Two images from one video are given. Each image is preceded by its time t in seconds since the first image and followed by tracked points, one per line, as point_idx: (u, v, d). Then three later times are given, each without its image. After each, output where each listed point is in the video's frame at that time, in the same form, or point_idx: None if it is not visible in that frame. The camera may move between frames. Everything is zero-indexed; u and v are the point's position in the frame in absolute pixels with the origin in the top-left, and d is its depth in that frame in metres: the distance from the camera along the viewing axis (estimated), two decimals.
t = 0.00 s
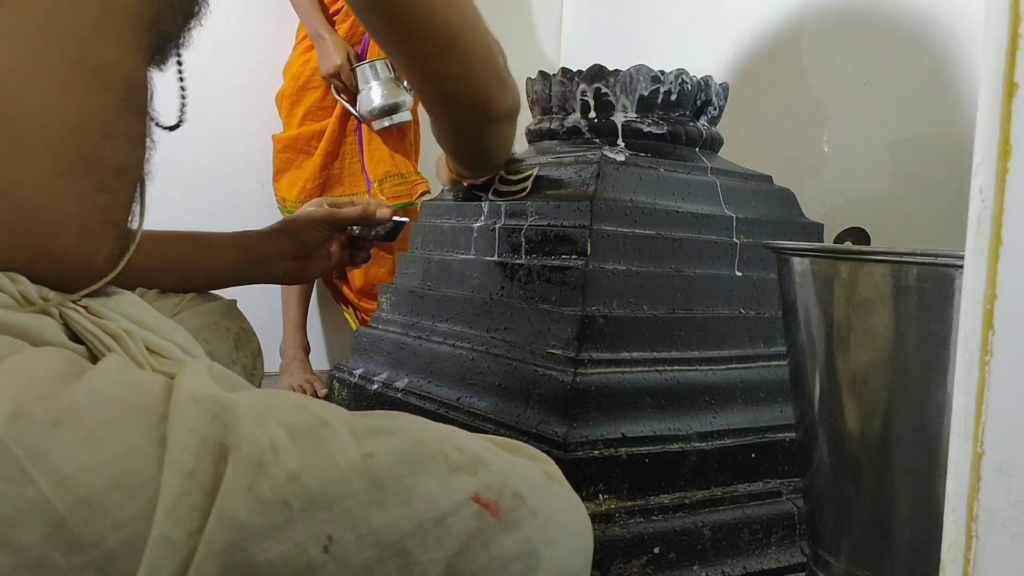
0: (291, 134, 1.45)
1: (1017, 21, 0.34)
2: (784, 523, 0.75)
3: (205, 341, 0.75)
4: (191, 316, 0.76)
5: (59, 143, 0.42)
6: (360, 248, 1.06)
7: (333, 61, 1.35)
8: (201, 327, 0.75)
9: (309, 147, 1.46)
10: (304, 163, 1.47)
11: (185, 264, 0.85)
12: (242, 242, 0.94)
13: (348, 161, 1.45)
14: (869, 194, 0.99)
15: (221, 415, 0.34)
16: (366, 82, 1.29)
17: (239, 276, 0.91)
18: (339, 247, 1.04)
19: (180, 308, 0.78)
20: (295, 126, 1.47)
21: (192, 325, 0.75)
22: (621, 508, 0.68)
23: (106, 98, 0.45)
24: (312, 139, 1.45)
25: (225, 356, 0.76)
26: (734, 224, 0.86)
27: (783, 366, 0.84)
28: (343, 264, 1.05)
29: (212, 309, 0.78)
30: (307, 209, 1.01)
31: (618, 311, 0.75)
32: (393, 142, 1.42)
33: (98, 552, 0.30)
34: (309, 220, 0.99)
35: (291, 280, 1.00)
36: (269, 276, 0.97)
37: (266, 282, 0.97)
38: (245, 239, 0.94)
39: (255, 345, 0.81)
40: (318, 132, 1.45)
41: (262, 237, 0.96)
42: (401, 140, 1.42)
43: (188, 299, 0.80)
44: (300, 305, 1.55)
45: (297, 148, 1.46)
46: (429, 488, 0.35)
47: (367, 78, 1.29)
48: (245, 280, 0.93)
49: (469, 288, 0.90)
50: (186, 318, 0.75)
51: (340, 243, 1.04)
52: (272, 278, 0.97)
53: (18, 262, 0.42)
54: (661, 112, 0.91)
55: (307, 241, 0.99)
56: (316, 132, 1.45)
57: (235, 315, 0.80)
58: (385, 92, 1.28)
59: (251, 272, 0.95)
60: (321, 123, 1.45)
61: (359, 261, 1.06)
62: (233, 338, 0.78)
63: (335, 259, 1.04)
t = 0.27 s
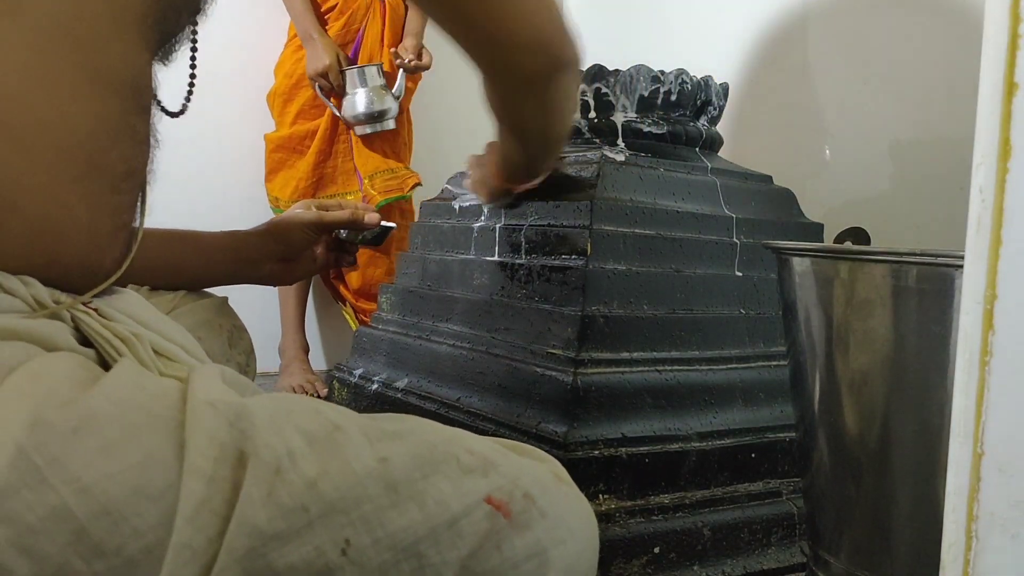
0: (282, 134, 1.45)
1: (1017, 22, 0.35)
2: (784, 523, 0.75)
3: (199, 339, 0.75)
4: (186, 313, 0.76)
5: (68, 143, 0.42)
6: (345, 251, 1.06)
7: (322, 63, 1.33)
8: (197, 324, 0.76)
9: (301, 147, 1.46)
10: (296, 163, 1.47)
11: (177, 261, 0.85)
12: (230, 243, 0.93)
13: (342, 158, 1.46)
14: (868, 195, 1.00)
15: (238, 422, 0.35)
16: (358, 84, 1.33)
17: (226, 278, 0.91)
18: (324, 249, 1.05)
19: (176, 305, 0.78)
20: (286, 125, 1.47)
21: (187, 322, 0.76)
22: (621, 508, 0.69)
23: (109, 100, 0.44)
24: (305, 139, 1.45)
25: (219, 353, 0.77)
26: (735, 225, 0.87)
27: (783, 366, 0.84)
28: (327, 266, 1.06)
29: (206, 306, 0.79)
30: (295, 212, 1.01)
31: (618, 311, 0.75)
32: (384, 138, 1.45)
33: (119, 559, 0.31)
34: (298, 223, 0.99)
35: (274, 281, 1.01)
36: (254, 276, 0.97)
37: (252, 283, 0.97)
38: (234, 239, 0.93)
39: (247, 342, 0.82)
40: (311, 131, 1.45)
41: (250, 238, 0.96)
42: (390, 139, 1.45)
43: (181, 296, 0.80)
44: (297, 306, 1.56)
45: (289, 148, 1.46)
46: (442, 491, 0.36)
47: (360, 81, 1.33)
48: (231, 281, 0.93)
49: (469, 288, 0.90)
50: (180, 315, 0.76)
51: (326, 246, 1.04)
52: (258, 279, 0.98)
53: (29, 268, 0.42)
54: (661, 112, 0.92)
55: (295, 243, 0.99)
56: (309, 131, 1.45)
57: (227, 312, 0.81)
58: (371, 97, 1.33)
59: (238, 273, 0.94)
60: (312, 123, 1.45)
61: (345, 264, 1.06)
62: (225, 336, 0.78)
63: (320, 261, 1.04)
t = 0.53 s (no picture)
0: (275, 133, 1.43)
1: (1017, 21, 0.34)
2: (784, 523, 0.75)
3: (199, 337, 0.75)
4: (186, 312, 0.76)
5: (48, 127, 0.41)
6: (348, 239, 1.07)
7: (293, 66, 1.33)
8: (195, 323, 0.75)
9: (293, 147, 1.44)
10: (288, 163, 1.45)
11: (175, 253, 0.85)
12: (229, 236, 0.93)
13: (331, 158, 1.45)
14: (869, 195, 0.99)
15: (219, 418, 0.34)
16: (328, 90, 1.32)
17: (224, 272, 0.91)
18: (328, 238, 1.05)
19: (175, 305, 0.77)
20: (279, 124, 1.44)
21: (188, 320, 0.75)
22: (621, 508, 0.68)
23: (90, 81, 0.43)
24: (298, 139, 1.44)
25: (219, 351, 0.77)
26: (734, 225, 0.86)
27: (783, 365, 0.84)
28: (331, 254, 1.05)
29: (206, 304, 0.79)
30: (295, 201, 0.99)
31: (618, 310, 0.75)
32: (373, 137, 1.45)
33: (97, 558, 0.31)
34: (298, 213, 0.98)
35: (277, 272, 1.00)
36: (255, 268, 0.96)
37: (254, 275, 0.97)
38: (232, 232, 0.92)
39: (248, 341, 0.82)
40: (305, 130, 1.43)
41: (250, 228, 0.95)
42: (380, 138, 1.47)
43: (180, 294, 0.79)
44: (297, 306, 1.55)
45: (281, 148, 1.44)
46: (428, 491, 0.35)
47: (330, 87, 1.32)
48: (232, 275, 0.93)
49: (469, 288, 0.90)
50: (181, 314, 0.75)
51: (329, 235, 1.04)
52: (260, 270, 0.98)
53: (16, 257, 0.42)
54: (661, 111, 0.92)
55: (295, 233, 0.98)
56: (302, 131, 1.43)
57: (228, 311, 0.81)
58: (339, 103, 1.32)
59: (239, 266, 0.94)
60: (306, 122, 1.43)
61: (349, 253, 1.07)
62: (226, 334, 0.78)
63: (324, 250, 1.04)
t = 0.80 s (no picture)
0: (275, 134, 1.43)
1: (1017, 22, 0.34)
2: (784, 523, 0.74)
3: (208, 338, 0.74)
4: (195, 313, 0.75)
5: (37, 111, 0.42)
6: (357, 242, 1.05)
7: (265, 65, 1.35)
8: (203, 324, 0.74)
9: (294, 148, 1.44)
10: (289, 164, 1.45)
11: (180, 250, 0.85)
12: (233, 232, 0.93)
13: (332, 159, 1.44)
14: (869, 196, 0.98)
15: (187, 411, 0.33)
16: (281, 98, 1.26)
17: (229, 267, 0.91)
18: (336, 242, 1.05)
19: (186, 306, 0.77)
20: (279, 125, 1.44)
21: (194, 323, 0.74)
22: (621, 508, 0.67)
23: (78, 67, 0.44)
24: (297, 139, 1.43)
25: (228, 353, 0.75)
26: (734, 226, 0.85)
27: (783, 365, 0.83)
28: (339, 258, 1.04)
29: (216, 306, 0.78)
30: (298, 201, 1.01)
31: (618, 310, 0.74)
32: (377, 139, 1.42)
33: (54, 549, 0.30)
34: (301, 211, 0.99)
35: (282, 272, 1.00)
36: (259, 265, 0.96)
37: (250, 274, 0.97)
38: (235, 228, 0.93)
39: (262, 340, 0.81)
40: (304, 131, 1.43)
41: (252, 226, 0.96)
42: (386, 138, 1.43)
43: (191, 294, 0.78)
44: (297, 306, 1.55)
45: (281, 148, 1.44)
46: (403, 489, 0.35)
47: (281, 95, 1.26)
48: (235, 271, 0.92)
49: (469, 288, 0.89)
50: (189, 316, 0.75)
51: (336, 236, 1.04)
52: (262, 267, 0.97)
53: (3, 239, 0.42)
54: (661, 111, 0.91)
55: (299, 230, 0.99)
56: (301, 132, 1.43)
57: (241, 312, 0.80)
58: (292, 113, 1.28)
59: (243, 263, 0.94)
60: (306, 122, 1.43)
61: (358, 255, 1.05)
62: (237, 335, 0.77)
63: (331, 252, 1.04)
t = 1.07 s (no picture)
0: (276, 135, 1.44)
1: (1017, 22, 0.33)
2: (784, 523, 0.74)
3: (214, 341, 0.74)
4: (199, 316, 0.76)
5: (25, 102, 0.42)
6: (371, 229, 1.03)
7: (248, 66, 1.44)
8: (209, 327, 0.75)
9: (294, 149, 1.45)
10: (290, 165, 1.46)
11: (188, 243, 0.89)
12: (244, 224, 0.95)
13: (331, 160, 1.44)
14: (869, 196, 0.98)
15: (181, 411, 0.33)
16: (231, 102, 1.32)
17: (239, 258, 0.92)
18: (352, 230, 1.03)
19: (191, 310, 0.78)
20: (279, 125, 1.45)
21: (199, 325, 0.75)
22: (621, 508, 0.67)
23: (81, 76, 0.45)
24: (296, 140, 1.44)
25: (233, 358, 0.75)
26: (734, 225, 0.85)
27: (783, 366, 0.83)
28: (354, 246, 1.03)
29: (221, 310, 0.78)
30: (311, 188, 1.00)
31: (618, 310, 0.74)
32: (375, 142, 1.40)
33: (47, 547, 0.30)
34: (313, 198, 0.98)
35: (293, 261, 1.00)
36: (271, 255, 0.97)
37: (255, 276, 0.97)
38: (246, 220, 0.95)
39: (267, 344, 0.81)
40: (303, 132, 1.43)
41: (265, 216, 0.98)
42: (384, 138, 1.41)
43: (197, 300, 0.80)
44: (297, 306, 1.55)
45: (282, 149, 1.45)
46: (397, 491, 0.34)
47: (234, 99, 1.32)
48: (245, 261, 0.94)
49: (469, 287, 0.89)
50: (195, 319, 0.75)
51: (350, 224, 1.02)
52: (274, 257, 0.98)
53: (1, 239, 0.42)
54: (661, 111, 0.90)
55: (310, 218, 0.98)
56: (301, 132, 1.44)
57: (247, 316, 0.80)
58: (233, 116, 1.33)
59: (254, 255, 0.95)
60: (305, 123, 1.43)
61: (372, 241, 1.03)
62: (242, 339, 0.77)
63: (344, 241, 1.02)
